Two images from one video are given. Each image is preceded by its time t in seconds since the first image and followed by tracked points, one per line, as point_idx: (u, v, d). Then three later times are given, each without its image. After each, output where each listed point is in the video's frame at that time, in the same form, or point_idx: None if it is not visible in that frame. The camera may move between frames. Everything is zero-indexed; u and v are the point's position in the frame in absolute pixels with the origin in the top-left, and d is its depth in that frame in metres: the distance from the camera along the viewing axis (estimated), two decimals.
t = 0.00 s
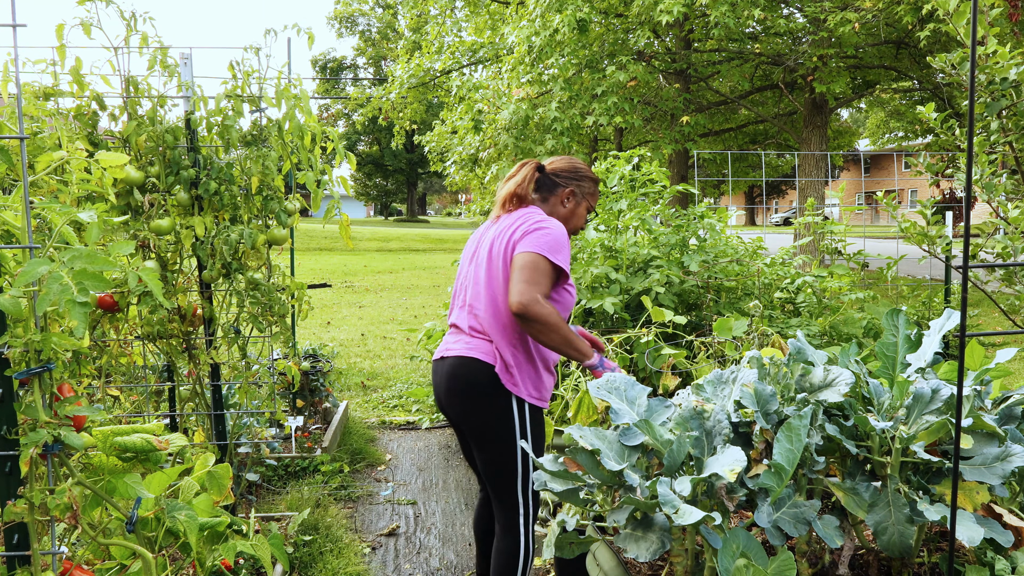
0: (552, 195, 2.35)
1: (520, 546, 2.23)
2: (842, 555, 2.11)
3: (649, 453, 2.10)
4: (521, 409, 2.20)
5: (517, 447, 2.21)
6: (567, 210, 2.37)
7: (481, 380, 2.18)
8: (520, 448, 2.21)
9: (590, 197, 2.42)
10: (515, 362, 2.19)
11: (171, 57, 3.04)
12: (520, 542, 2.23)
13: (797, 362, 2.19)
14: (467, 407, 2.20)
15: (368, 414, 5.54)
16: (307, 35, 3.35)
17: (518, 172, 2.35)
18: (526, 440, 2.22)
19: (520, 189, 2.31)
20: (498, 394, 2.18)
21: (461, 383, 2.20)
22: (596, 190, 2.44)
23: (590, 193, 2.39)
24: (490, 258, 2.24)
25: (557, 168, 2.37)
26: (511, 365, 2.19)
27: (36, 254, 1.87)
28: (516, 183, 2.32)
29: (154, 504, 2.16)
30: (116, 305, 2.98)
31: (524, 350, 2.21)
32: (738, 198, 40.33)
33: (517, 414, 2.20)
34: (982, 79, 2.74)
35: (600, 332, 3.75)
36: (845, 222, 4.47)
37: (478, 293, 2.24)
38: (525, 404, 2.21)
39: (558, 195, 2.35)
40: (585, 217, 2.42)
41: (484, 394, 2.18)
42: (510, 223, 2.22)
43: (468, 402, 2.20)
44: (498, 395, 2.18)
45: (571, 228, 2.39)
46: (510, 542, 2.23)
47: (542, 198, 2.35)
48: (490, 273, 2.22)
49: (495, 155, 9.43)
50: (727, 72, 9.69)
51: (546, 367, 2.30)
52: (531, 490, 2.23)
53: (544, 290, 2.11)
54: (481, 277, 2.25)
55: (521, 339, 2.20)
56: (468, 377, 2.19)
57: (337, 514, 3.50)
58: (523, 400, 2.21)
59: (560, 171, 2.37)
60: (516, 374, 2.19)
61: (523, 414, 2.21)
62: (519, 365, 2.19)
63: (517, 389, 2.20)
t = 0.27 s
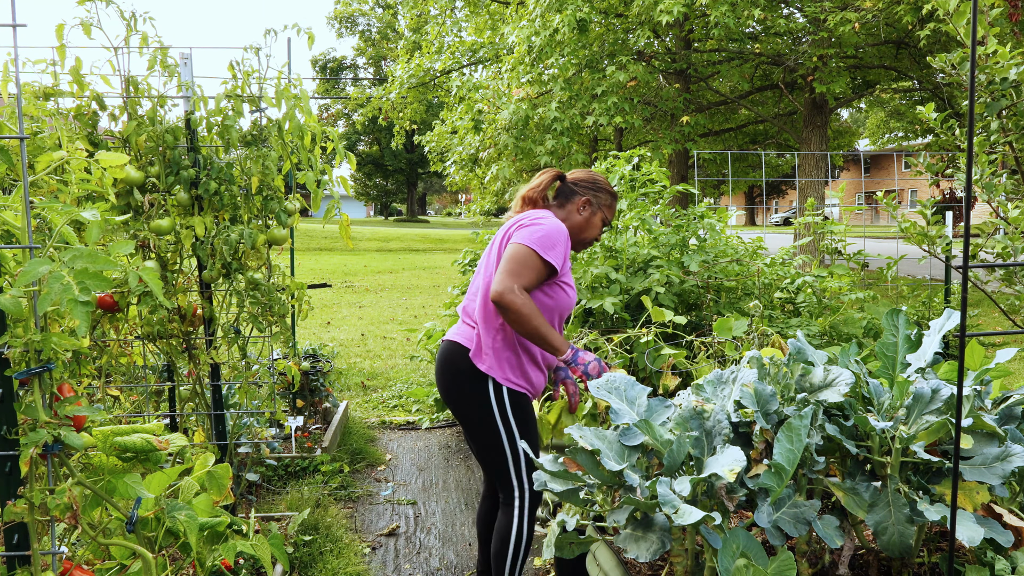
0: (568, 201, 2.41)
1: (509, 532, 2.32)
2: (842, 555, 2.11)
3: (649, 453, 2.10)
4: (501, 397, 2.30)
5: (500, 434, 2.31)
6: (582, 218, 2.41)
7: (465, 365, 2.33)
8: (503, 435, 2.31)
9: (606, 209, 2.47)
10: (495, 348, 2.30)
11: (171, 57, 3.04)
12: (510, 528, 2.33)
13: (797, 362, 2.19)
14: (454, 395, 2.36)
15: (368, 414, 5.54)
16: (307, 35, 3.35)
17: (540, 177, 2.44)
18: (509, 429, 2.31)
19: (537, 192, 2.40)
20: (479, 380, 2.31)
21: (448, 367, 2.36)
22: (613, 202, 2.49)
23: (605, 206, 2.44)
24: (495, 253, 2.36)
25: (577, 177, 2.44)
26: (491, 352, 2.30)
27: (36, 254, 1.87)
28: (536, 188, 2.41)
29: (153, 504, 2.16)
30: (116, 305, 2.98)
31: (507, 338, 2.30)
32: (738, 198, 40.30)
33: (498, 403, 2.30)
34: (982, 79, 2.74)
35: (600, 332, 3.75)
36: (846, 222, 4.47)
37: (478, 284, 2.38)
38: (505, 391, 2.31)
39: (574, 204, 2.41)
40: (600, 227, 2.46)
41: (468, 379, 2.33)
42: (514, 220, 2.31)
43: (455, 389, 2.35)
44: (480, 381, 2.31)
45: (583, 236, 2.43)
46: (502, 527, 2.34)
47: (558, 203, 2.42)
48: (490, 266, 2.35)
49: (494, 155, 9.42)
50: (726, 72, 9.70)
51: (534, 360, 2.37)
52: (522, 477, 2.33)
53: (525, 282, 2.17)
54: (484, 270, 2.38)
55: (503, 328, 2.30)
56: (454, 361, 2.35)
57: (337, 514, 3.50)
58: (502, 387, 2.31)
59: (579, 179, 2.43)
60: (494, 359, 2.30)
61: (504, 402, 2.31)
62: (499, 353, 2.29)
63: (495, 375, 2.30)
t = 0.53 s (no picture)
0: (580, 205, 2.41)
1: (499, 532, 2.35)
2: (842, 555, 2.11)
3: (649, 453, 2.10)
4: (495, 397, 2.31)
5: (491, 435, 2.32)
6: (595, 221, 2.41)
7: (466, 362, 2.33)
8: (495, 436, 2.32)
9: (619, 211, 2.46)
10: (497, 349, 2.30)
11: (171, 57, 3.04)
12: (499, 528, 2.35)
13: (797, 362, 2.19)
14: (450, 391, 2.37)
15: (368, 414, 5.54)
16: (307, 35, 3.36)
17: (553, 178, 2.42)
18: (499, 430, 2.31)
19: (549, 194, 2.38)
20: (477, 378, 2.31)
21: (448, 364, 2.37)
22: (627, 204, 2.47)
23: (618, 208, 2.44)
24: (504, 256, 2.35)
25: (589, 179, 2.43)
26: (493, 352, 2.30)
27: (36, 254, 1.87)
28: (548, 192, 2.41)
29: (153, 504, 2.16)
30: (116, 305, 2.97)
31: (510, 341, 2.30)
32: (737, 197, 40.22)
33: (491, 403, 2.31)
34: (982, 79, 2.74)
35: (600, 332, 3.75)
36: (846, 222, 4.47)
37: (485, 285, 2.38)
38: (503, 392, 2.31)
39: (586, 207, 2.41)
40: (612, 229, 2.45)
41: (466, 376, 2.33)
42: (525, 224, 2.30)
43: (453, 385, 2.36)
44: (477, 380, 2.32)
45: (596, 238, 2.44)
46: (491, 525, 2.36)
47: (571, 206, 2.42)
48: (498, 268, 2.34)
49: (494, 155, 9.42)
50: (726, 72, 9.70)
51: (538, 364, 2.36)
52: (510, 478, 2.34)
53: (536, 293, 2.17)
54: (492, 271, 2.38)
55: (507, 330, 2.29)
56: (456, 359, 2.35)
57: (337, 514, 3.50)
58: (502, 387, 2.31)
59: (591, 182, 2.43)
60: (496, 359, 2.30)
61: (499, 402, 2.31)
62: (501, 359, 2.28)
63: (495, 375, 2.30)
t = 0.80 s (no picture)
0: (584, 203, 2.40)
1: (499, 532, 2.35)
2: (842, 555, 2.11)
3: (649, 453, 2.10)
4: (497, 398, 2.31)
5: (493, 435, 2.32)
6: (599, 218, 2.41)
7: (470, 366, 2.33)
8: (496, 437, 2.32)
9: (624, 205, 2.43)
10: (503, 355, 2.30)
11: (171, 57, 3.04)
12: (499, 528, 2.35)
13: (797, 362, 2.19)
14: (453, 392, 2.38)
15: (368, 414, 5.54)
16: (307, 35, 3.36)
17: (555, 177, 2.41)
18: (501, 431, 2.32)
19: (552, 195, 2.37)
20: (480, 382, 2.32)
21: (452, 366, 2.37)
22: (633, 198, 2.45)
23: (622, 203, 2.41)
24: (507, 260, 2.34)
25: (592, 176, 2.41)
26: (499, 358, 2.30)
27: (36, 254, 1.87)
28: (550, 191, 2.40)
29: (153, 504, 2.15)
30: (116, 305, 2.97)
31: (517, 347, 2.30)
32: (737, 197, 40.19)
33: (492, 404, 2.31)
34: (982, 79, 2.74)
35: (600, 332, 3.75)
36: (846, 222, 4.47)
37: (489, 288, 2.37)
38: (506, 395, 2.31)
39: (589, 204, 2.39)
40: (619, 225, 2.44)
41: (470, 379, 2.34)
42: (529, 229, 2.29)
43: (457, 386, 2.37)
44: (481, 382, 2.32)
45: (602, 235, 2.43)
46: (493, 526, 2.37)
47: (575, 204, 2.42)
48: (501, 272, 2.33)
49: (494, 155, 9.42)
50: (727, 72, 9.70)
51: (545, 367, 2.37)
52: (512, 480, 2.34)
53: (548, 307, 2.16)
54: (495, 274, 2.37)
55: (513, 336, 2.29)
56: (460, 362, 2.36)
57: (337, 514, 3.50)
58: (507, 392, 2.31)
59: (594, 179, 2.41)
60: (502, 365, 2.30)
61: (501, 404, 2.31)
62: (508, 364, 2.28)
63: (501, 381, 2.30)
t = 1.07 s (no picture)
0: (588, 206, 2.40)
1: (497, 535, 2.35)
2: (842, 555, 2.11)
3: (649, 453, 2.10)
4: (497, 400, 2.31)
5: (492, 437, 2.33)
6: (603, 222, 2.41)
7: (469, 367, 2.35)
8: (496, 439, 2.32)
9: (630, 210, 2.42)
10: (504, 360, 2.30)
11: (171, 57, 3.04)
12: (498, 531, 2.35)
13: (797, 362, 2.19)
14: (453, 393, 2.39)
15: (368, 414, 5.54)
16: (307, 35, 3.36)
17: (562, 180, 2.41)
18: (502, 432, 2.32)
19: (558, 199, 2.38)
20: (480, 383, 2.32)
21: (452, 367, 2.39)
22: (639, 203, 2.43)
23: (627, 206, 2.40)
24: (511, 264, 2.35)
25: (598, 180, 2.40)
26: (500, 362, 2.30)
27: (36, 255, 1.87)
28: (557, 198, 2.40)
29: (153, 504, 2.15)
30: (116, 305, 2.97)
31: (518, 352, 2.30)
32: (737, 197, 40.16)
33: (492, 407, 2.31)
34: (982, 79, 2.74)
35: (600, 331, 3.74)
36: (845, 222, 4.47)
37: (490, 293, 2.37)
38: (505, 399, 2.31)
39: (593, 208, 2.39)
40: (625, 230, 2.43)
41: (469, 380, 2.35)
42: (534, 236, 2.30)
43: (457, 387, 2.38)
44: (480, 385, 2.33)
45: (607, 239, 2.44)
46: (493, 528, 2.37)
47: (581, 208, 2.41)
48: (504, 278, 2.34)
49: (494, 154, 9.41)
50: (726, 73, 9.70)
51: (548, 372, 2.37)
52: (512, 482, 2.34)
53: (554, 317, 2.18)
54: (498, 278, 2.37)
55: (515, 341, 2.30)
56: (461, 364, 2.36)
57: (337, 514, 3.50)
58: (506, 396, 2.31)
59: (601, 182, 2.39)
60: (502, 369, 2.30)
61: (500, 407, 2.31)
62: (509, 369, 2.28)
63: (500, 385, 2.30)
